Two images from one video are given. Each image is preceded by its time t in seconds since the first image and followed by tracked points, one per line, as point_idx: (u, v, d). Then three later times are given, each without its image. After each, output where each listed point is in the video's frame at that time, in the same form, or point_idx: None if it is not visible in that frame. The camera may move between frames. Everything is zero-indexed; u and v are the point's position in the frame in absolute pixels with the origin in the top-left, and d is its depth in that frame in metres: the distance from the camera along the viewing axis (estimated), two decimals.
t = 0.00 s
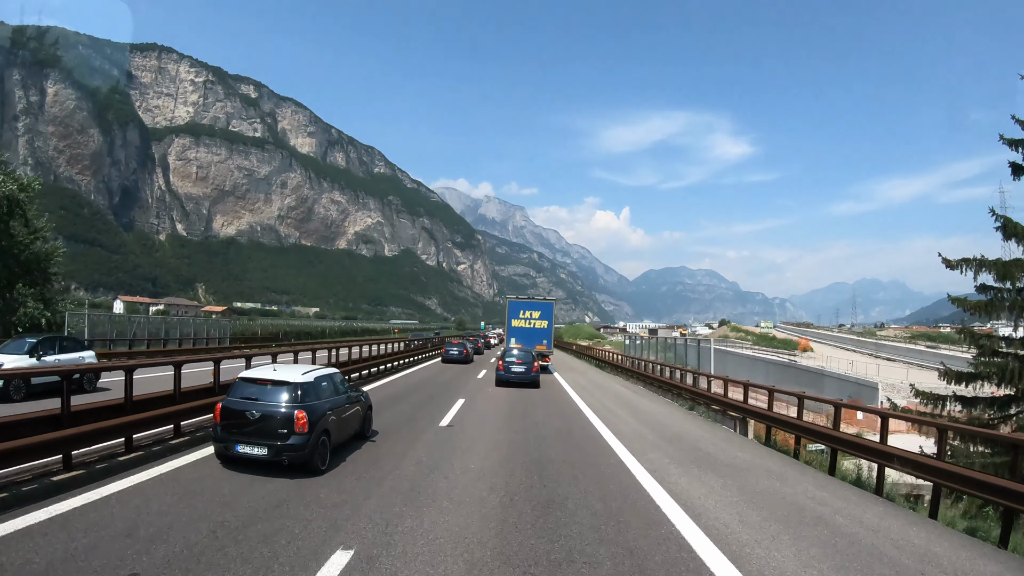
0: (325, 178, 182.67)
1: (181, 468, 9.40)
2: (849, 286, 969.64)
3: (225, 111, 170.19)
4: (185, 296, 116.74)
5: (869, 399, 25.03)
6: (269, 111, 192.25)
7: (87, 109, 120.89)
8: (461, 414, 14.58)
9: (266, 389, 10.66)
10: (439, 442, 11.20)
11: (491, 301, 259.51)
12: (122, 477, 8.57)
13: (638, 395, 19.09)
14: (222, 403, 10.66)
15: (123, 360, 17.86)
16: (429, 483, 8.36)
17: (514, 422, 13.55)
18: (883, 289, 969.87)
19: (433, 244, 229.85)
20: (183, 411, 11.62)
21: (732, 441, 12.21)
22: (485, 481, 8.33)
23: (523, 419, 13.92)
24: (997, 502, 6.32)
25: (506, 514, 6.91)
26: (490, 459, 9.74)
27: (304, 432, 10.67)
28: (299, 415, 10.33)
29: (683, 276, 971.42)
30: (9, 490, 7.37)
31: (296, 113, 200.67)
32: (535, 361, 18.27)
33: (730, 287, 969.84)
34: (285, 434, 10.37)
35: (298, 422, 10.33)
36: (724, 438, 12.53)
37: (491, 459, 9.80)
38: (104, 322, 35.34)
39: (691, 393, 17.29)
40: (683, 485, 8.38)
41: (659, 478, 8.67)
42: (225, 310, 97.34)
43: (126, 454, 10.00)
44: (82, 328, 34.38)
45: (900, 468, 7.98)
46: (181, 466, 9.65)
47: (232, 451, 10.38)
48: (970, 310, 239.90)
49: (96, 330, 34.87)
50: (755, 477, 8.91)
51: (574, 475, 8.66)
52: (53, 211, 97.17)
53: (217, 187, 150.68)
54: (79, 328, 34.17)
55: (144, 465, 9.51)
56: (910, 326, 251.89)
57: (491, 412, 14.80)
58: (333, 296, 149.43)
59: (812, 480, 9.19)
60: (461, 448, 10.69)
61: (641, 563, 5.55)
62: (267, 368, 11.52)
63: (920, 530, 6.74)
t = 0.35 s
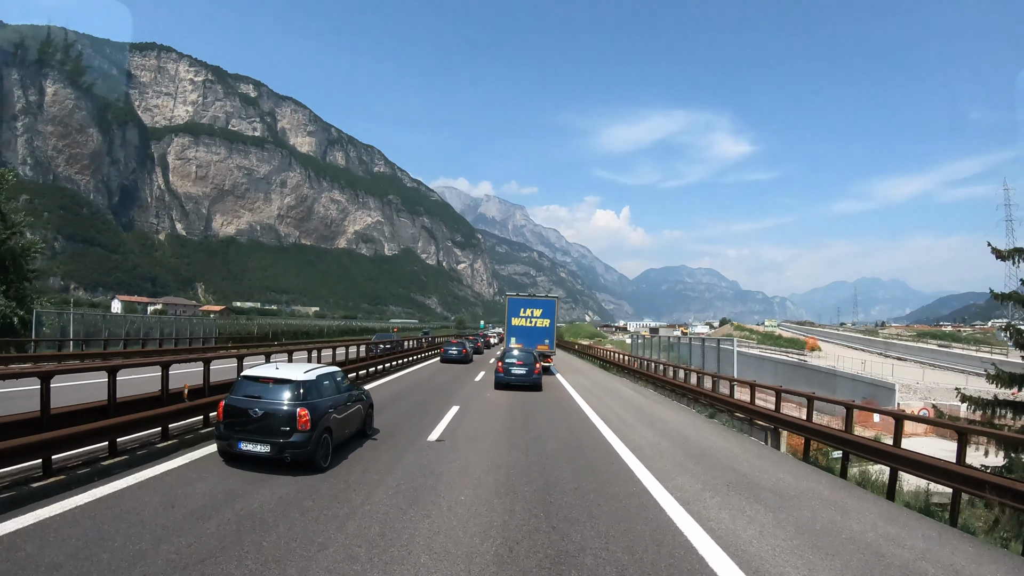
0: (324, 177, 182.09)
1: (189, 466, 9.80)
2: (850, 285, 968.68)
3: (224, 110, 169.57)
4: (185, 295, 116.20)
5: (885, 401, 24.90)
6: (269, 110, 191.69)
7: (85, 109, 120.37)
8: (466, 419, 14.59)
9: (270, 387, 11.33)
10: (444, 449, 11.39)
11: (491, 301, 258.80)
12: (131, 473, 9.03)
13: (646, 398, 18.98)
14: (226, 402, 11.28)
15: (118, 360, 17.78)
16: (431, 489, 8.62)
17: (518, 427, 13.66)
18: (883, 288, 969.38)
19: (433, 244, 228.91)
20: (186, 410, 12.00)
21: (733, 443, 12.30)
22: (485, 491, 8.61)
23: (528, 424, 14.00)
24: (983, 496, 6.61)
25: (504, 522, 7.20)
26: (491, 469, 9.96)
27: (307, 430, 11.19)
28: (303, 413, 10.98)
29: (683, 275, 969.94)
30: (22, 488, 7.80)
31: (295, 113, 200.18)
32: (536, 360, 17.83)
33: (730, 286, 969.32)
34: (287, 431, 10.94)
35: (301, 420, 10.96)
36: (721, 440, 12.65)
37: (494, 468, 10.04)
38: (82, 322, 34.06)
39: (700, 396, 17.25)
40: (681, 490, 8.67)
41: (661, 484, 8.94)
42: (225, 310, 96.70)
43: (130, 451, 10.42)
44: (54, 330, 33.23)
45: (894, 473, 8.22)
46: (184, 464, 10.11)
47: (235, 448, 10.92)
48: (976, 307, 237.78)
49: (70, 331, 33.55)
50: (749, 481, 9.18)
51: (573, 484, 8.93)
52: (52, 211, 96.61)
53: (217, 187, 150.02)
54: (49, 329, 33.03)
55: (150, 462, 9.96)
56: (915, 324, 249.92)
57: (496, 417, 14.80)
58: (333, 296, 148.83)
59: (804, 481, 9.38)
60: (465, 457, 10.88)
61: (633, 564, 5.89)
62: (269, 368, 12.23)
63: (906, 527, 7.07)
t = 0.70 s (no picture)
0: (324, 176, 181.48)
1: (190, 467, 9.82)
2: (851, 283, 968.55)
3: (223, 109, 168.90)
4: (184, 295, 115.72)
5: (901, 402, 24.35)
6: (269, 109, 191.02)
7: (85, 108, 119.98)
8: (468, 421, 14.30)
9: (271, 385, 11.25)
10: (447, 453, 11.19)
11: (491, 300, 258.30)
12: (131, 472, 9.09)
13: (653, 400, 18.61)
14: (227, 399, 11.19)
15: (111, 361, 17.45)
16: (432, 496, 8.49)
17: (522, 427, 13.43)
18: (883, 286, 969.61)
19: (433, 242, 228.30)
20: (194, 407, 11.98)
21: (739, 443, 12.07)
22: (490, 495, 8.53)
23: (530, 424, 13.74)
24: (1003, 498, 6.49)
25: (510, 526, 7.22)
26: (496, 475, 9.79)
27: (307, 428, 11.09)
28: (302, 411, 10.87)
29: (683, 273, 970.38)
30: (20, 488, 7.87)
31: (295, 111, 199.53)
32: (538, 359, 17.36)
33: (730, 284, 969.60)
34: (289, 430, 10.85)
35: (302, 418, 10.86)
36: (727, 440, 12.45)
37: (497, 472, 9.89)
38: (65, 322, 32.46)
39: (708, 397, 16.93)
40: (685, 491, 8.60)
41: (670, 487, 8.83)
42: (224, 309, 96.12)
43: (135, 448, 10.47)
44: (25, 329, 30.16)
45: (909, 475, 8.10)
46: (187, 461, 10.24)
47: (236, 447, 10.79)
48: (977, 304, 237.45)
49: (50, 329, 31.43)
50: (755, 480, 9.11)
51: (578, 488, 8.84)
52: (51, 210, 96.06)
53: (216, 186, 149.35)
54: (20, 327, 29.92)
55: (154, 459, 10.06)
56: (915, 322, 249.67)
57: (499, 418, 14.50)
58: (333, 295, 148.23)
59: (809, 486, 9.27)
60: (467, 461, 10.70)
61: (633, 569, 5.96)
62: (269, 366, 12.11)
63: (917, 532, 6.99)
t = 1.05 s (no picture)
0: (324, 176, 180.97)
1: (190, 469, 9.51)
2: (851, 282, 967.87)
3: (223, 109, 168.40)
4: (184, 294, 115.28)
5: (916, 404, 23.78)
6: (268, 109, 190.40)
7: (84, 108, 119.55)
8: (465, 425, 13.84)
9: (271, 384, 10.86)
10: (441, 458, 10.81)
11: (491, 299, 257.73)
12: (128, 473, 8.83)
13: (656, 400, 18.14)
14: (226, 399, 10.80)
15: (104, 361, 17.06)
16: (425, 506, 8.12)
17: (519, 430, 13.01)
18: (883, 285, 969.62)
19: (433, 242, 227.66)
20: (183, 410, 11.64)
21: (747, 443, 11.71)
22: (484, 506, 8.17)
23: (529, 427, 13.30)
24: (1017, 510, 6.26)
25: (506, 540, 6.83)
26: (498, 474, 9.68)
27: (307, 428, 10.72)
28: (303, 411, 10.50)
29: (683, 272, 969.85)
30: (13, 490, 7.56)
31: (294, 110, 198.93)
32: (541, 361, 16.84)
33: (730, 283, 969.36)
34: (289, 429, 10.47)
35: (302, 417, 10.49)
36: (731, 439, 12.24)
37: (493, 479, 9.54)
38: (57, 321, 31.84)
39: (712, 397, 16.47)
40: (692, 494, 8.31)
41: (672, 487, 8.71)
42: (223, 309, 95.59)
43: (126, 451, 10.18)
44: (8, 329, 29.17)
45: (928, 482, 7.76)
46: (184, 463, 9.94)
47: (236, 446, 10.40)
48: (979, 303, 237.15)
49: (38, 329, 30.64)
50: (760, 483, 8.81)
51: (575, 496, 8.53)
52: (50, 210, 95.59)
53: (216, 185, 148.80)
54: (10, 328, 29.27)
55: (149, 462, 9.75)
56: (916, 321, 249.03)
57: (497, 423, 14.06)
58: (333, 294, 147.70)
59: (817, 484, 9.06)
60: (461, 466, 10.32)
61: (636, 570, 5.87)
62: (268, 366, 11.69)
63: (938, 543, 6.68)
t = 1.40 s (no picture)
0: (323, 175, 180.44)
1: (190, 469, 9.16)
2: (851, 281, 967.27)
3: (223, 108, 167.94)
4: (184, 294, 114.93)
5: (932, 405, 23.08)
6: (268, 108, 189.84)
7: (83, 107, 119.06)
8: (466, 432, 12.43)
9: (268, 385, 10.43)
10: (438, 471, 9.31)
11: (492, 298, 257.23)
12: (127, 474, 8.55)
13: (668, 409, 16.84)
14: (224, 399, 10.43)
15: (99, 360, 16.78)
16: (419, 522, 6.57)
17: (522, 441, 11.55)
18: (883, 284, 969.69)
19: (433, 241, 227.05)
20: (188, 409, 11.38)
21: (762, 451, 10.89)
22: (488, 520, 6.66)
23: (533, 438, 11.85)
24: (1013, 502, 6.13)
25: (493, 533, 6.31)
26: (492, 466, 9.53)
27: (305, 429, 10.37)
28: (301, 411, 10.14)
29: (683, 272, 969.77)
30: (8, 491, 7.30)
31: (294, 110, 198.39)
32: (543, 363, 15.56)
33: (730, 283, 969.58)
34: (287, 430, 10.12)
35: (300, 418, 10.11)
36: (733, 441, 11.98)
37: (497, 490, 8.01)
38: (49, 321, 31.30)
39: (732, 405, 15.06)
40: (728, 517, 6.94)
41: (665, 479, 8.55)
42: (222, 309, 95.03)
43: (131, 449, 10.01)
44: None
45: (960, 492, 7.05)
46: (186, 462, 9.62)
47: (234, 448, 10.04)
48: (979, 302, 235.55)
49: (34, 328, 30.28)
50: (814, 507, 7.31)
51: (601, 506, 7.05)
52: (49, 209, 95.07)
53: (215, 185, 148.26)
54: None
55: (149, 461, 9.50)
56: (916, 320, 248.44)
57: (500, 430, 12.65)
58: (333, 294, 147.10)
59: (818, 481, 8.83)
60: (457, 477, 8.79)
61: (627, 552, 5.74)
62: (266, 366, 11.26)
63: (964, 543, 6.21)
